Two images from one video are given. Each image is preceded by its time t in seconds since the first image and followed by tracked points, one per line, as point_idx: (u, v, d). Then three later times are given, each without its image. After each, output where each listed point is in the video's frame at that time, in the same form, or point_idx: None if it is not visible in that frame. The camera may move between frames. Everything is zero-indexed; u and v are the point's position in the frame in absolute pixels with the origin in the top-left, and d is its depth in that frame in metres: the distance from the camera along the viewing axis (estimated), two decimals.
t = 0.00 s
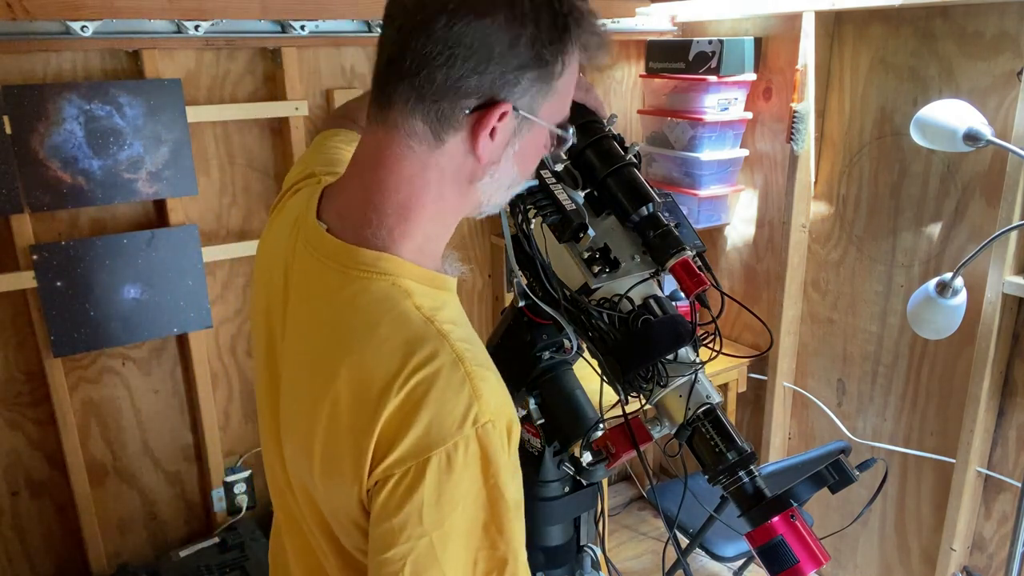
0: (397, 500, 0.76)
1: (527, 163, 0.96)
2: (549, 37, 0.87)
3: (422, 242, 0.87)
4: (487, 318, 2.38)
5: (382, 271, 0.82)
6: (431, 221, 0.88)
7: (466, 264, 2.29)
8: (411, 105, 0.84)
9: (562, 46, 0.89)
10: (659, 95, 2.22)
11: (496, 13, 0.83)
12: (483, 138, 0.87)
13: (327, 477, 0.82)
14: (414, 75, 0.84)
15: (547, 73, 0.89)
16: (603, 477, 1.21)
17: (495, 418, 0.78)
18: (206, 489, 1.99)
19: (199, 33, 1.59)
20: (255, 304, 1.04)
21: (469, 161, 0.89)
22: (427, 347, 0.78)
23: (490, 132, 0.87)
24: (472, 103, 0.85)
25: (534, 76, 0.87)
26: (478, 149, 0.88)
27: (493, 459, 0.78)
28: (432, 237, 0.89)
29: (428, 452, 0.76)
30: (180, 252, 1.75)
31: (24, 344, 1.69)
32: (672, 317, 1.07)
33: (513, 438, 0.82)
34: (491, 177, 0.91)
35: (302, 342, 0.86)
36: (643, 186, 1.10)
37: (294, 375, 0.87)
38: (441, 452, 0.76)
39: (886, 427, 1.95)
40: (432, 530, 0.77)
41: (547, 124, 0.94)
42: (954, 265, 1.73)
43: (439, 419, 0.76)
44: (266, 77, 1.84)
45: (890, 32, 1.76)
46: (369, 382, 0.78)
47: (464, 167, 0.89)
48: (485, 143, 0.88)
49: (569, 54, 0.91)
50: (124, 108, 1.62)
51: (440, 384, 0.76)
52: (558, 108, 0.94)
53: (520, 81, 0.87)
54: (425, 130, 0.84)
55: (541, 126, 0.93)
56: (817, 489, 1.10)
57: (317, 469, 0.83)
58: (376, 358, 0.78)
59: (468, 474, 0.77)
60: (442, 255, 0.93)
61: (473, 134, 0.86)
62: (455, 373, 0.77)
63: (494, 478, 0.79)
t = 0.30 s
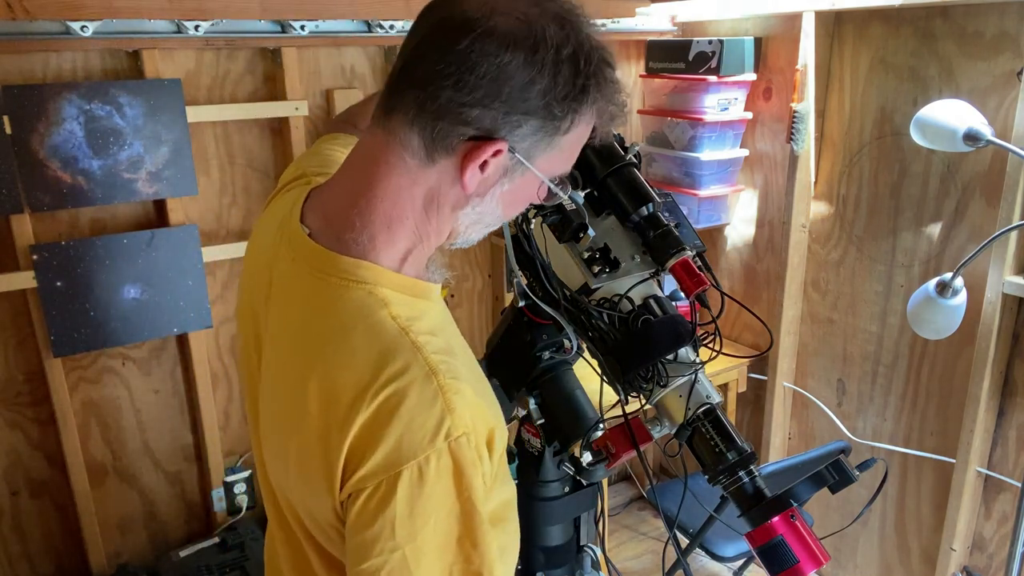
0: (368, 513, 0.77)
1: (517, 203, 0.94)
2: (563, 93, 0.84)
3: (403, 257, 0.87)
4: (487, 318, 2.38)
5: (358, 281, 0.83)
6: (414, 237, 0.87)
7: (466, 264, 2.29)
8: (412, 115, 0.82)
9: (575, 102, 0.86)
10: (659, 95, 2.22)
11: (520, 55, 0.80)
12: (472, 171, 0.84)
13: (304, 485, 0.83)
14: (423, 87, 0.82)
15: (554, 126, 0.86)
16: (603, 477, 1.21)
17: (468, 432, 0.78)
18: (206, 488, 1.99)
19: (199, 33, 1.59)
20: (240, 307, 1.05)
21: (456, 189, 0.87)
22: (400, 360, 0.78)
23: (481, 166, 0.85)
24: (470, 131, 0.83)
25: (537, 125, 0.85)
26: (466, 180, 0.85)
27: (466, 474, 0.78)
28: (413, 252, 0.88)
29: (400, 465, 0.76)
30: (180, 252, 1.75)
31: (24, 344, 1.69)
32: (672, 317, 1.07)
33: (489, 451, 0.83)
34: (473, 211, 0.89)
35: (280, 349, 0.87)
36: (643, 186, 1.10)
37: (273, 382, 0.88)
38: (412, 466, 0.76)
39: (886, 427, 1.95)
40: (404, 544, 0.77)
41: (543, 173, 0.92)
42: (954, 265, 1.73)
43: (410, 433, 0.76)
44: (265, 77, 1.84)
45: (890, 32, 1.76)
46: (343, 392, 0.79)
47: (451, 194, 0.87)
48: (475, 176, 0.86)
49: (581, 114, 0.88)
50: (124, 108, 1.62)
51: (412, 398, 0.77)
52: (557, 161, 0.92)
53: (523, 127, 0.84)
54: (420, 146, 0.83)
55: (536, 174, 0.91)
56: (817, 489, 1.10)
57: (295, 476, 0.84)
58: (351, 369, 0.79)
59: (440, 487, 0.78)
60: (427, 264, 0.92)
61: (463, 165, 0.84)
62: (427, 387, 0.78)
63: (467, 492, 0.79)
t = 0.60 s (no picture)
0: (346, 533, 0.77)
1: (509, 225, 0.93)
2: (561, 121, 0.82)
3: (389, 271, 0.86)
4: (487, 318, 2.37)
5: (341, 295, 0.83)
6: (401, 253, 0.87)
7: (467, 264, 2.29)
8: (407, 131, 0.82)
9: (573, 132, 0.85)
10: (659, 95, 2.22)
11: (519, 80, 0.79)
12: (462, 193, 0.84)
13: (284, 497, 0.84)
14: (419, 104, 0.81)
15: (549, 154, 0.84)
16: (603, 476, 1.21)
17: (448, 454, 0.79)
18: (206, 488, 2.00)
19: (199, 33, 1.59)
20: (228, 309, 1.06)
21: (445, 209, 0.86)
22: (380, 378, 0.79)
23: (471, 188, 0.84)
24: (464, 152, 0.82)
25: (532, 153, 0.83)
26: (456, 201, 0.85)
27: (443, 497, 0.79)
28: (400, 266, 0.87)
29: (377, 487, 0.77)
30: (180, 252, 1.75)
31: (24, 345, 1.69)
32: (672, 317, 1.07)
33: (468, 470, 0.83)
34: (462, 230, 0.89)
35: (263, 360, 0.87)
36: (643, 186, 1.10)
37: (257, 393, 0.89)
38: (389, 488, 0.77)
39: (886, 427, 1.95)
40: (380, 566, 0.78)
41: (535, 200, 0.91)
42: (954, 265, 1.73)
43: (388, 455, 0.77)
44: (265, 77, 1.84)
45: (890, 32, 1.76)
46: (323, 408, 0.79)
47: (440, 214, 0.87)
48: (465, 198, 0.85)
49: (580, 144, 0.87)
50: (124, 108, 1.62)
51: (390, 419, 0.77)
52: (551, 188, 0.91)
53: (517, 153, 0.83)
54: (409, 162, 0.83)
55: (528, 199, 0.90)
56: (817, 489, 1.10)
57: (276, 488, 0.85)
58: (332, 385, 0.79)
59: (418, 509, 0.78)
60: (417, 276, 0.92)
61: (452, 187, 0.83)
62: (405, 408, 0.78)
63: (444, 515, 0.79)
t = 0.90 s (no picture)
0: (327, 560, 0.77)
1: (503, 250, 0.92)
2: (561, 152, 0.81)
3: (378, 289, 0.86)
4: (487, 317, 2.37)
5: (326, 313, 0.82)
6: (391, 271, 0.87)
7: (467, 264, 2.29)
8: (404, 149, 0.82)
9: (574, 164, 0.83)
10: (659, 95, 2.22)
11: (521, 110, 0.78)
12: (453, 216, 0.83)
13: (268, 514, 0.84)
14: (417, 122, 0.81)
15: (546, 184, 0.84)
16: (603, 477, 1.21)
17: (429, 480, 0.78)
18: (206, 489, 2.00)
19: (199, 33, 1.59)
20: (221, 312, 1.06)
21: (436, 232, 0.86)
22: (362, 403, 0.78)
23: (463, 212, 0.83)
24: (459, 175, 0.81)
25: (529, 182, 0.83)
26: (447, 225, 0.84)
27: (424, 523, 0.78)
28: (390, 283, 0.87)
29: (356, 515, 0.76)
30: (180, 252, 1.75)
31: (24, 345, 1.69)
32: (672, 317, 1.08)
33: (451, 493, 0.82)
34: (453, 254, 0.88)
35: (249, 375, 0.87)
36: (643, 186, 1.10)
37: (243, 407, 0.89)
38: (369, 516, 0.76)
39: (886, 427, 1.95)
40: None
41: (530, 227, 0.90)
42: (954, 265, 1.73)
43: (368, 483, 0.76)
44: (266, 77, 1.84)
45: (890, 32, 1.76)
46: (306, 429, 0.79)
47: (432, 237, 0.86)
48: (457, 222, 0.84)
49: (580, 177, 0.86)
50: (125, 108, 1.62)
51: (371, 446, 0.76)
52: (546, 215, 0.90)
53: (513, 181, 0.82)
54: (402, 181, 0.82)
55: (523, 225, 0.89)
56: (817, 489, 1.10)
57: (261, 504, 0.86)
58: (315, 407, 0.79)
59: (399, 535, 0.78)
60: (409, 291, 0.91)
61: (444, 210, 0.83)
62: (386, 435, 0.77)
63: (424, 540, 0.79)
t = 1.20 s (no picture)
0: None
1: (510, 272, 0.92)
2: (571, 178, 0.80)
3: (381, 306, 0.86)
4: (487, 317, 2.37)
5: (326, 328, 0.82)
6: (396, 287, 0.87)
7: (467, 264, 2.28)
8: (411, 168, 0.81)
9: (584, 191, 0.82)
10: (659, 95, 2.26)
11: (533, 134, 0.76)
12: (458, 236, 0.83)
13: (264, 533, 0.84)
14: (425, 139, 0.80)
15: (555, 209, 0.82)
16: (603, 477, 1.21)
17: (429, 500, 0.77)
18: (206, 489, 2.00)
19: (199, 33, 1.59)
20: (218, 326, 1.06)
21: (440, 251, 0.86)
22: (362, 422, 0.78)
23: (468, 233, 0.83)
24: (466, 198, 0.81)
25: (537, 207, 0.81)
26: (453, 246, 0.84)
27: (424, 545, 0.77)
28: (392, 297, 0.87)
29: (355, 537, 0.75)
30: (180, 252, 1.75)
31: (24, 345, 1.69)
32: (672, 318, 1.08)
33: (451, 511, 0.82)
34: (459, 274, 0.88)
35: (246, 391, 0.87)
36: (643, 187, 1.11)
37: (238, 424, 0.88)
38: (367, 538, 0.75)
39: (886, 427, 1.95)
40: None
41: (537, 252, 0.89)
42: (954, 265, 1.73)
43: (367, 504, 0.76)
44: (265, 77, 1.84)
45: (890, 32, 1.76)
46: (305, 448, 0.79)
47: (439, 255, 0.86)
48: (462, 243, 0.84)
49: (590, 203, 0.84)
50: (125, 108, 1.62)
51: (370, 467, 0.76)
52: (555, 239, 0.89)
53: (521, 205, 0.81)
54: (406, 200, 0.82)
55: (530, 248, 0.88)
56: (817, 489, 1.10)
57: (254, 521, 0.85)
58: (314, 424, 0.79)
59: (398, 558, 0.77)
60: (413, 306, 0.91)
61: (450, 231, 0.82)
62: (386, 455, 0.77)
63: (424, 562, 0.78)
